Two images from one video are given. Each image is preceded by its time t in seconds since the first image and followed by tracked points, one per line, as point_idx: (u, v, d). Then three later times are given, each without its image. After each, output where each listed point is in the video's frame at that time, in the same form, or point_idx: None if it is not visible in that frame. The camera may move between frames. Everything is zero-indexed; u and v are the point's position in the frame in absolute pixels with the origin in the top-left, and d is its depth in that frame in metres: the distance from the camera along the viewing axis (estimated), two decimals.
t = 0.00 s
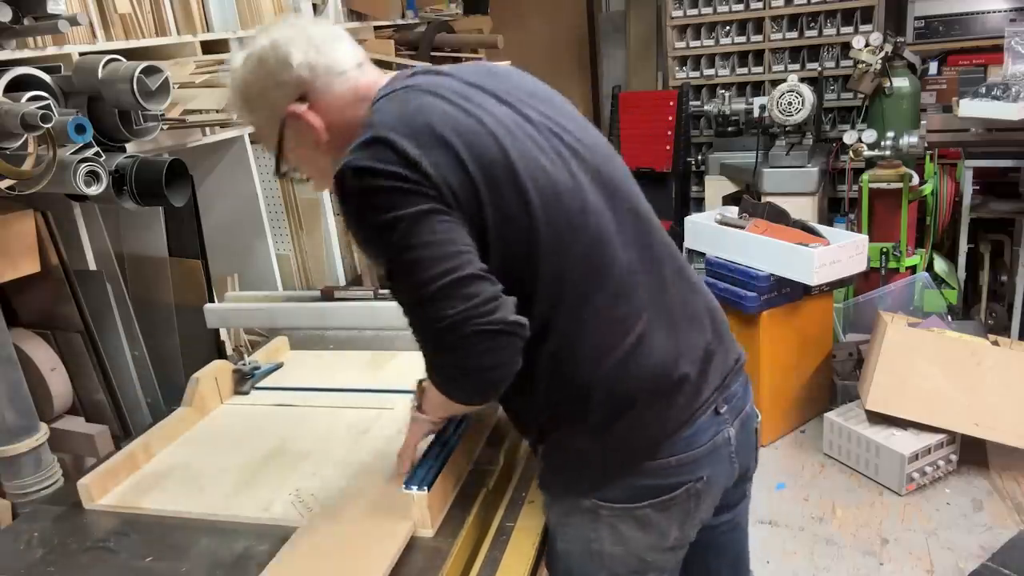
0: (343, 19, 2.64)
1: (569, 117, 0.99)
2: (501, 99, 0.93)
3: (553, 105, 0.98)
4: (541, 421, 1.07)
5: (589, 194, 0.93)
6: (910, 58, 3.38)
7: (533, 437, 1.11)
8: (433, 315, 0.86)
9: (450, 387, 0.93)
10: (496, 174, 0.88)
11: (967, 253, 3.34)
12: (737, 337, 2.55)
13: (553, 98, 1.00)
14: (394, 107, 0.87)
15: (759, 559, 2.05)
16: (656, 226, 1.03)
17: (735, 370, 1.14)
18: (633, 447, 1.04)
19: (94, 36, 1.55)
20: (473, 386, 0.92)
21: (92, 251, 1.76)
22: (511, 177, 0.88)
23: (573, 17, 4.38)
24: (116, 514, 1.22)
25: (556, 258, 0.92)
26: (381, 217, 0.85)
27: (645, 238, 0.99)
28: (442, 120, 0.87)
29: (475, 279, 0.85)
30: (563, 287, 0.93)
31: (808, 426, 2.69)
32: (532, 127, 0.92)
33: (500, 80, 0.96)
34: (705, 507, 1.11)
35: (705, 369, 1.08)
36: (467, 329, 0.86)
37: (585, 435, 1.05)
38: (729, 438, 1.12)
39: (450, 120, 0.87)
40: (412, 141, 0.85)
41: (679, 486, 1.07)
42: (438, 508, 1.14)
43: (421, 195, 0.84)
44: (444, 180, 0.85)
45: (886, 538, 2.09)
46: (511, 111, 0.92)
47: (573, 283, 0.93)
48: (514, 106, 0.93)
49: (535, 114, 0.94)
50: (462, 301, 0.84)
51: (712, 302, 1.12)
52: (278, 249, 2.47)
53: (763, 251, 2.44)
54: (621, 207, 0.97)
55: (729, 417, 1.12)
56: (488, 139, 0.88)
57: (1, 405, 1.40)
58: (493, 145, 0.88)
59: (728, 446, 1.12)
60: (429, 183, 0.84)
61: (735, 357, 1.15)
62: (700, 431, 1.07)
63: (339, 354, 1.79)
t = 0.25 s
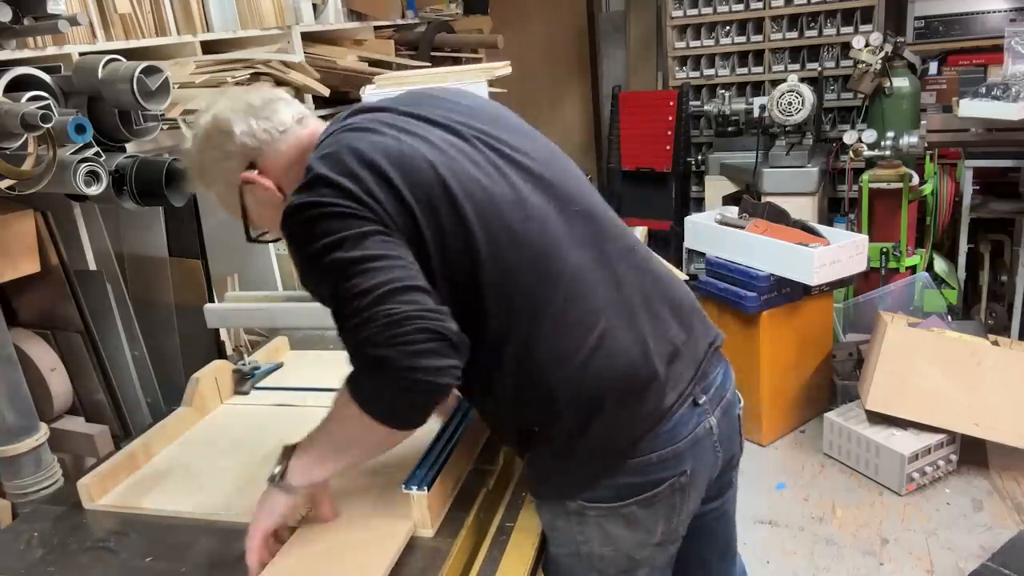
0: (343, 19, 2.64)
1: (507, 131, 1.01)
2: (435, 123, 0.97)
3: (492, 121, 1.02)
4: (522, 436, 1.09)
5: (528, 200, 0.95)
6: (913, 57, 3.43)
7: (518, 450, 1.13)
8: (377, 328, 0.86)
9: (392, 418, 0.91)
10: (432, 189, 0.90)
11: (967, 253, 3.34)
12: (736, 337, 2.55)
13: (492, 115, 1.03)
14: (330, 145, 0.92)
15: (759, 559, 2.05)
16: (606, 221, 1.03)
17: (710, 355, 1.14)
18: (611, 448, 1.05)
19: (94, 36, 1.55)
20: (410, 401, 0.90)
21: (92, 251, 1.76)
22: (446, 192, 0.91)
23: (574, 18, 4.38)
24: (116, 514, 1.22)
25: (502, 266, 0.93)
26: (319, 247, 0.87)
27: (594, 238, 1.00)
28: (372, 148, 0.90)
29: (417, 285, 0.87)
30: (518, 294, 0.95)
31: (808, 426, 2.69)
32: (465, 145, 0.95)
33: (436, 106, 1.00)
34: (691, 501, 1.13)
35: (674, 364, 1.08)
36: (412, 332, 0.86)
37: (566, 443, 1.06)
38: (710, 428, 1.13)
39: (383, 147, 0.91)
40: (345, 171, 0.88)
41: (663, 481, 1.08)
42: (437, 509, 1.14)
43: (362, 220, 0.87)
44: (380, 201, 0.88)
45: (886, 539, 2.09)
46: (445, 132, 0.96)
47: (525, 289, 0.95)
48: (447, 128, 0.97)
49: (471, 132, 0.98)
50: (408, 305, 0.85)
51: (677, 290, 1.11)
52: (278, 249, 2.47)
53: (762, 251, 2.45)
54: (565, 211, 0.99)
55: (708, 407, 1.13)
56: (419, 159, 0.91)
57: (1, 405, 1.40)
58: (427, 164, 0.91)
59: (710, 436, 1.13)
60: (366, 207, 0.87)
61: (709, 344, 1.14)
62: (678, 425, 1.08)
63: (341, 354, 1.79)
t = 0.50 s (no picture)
0: (343, 19, 2.64)
1: (486, 138, 1.04)
2: (414, 132, 1.00)
3: (471, 129, 1.04)
4: (514, 441, 1.09)
5: (502, 203, 0.97)
6: (912, 57, 3.43)
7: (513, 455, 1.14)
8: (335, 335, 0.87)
9: (354, 428, 0.92)
10: (406, 195, 0.93)
11: (967, 253, 3.34)
12: (736, 337, 2.55)
13: (472, 123, 1.06)
14: (310, 157, 0.96)
15: (758, 559, 2.05)
16: (584, 223, 1.04)
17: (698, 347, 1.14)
18: (601, 446, 1.05)
19: (94, 36, 1.55)
20: (361, 404, 0.90)
21: (92, 252, 1.76)
22: (420, 197, 0.93)
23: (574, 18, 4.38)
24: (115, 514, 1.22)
25: (478, 267, 0.95)
26: (292, 255, 0.90)
27: (571, 239, 1.02)
28: (349, 159, 0.94)
29: (378, 291, 0.88)
30: (497, 296, 0.96)
31: (808, 426, 2.69)
32: (441, 152, 0.98)
33: (417, 117, 1.03)
34: (687, 496, 1.13)
35: (661, 361, 1.07)
36: (369, 337, 0.86)
37: (557, 445, 1.06)
38: (702, 421, 1.13)
39: (361, 156, 0.94)
40: (321, 182, 0.92)
41: (658, 476, 1.08)
42: (438, 509, 1.14)
43: (336, 230, 0.90)
44: (354, 209, 0.91)
45: (886, 539, 2.09)
46: (421, 141, 0.99)
47: (502, 289, 0.96)
48: (425, 137, 1.00)
49: (448, 139, 1.00)
50: (364, 310, 0.86)
51: (664, 285, 1.11)
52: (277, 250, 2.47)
53: (761, 251, 2.45)
54: (541, 213, 1.00)
55: (700, 400, 1.12)
56: (395, 166, 0.94)
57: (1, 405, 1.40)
58: (401, 173, 0.94)
59: (703, 429, 1.13)
60: (339, 219, 0.90)
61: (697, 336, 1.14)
62: (670, 420, 1.08)
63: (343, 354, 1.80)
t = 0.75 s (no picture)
0: (343, 19, 2.64)
1: (483, 138, 1.04)
2: (411, 133, 1.00)
3: (469, 129, 1.04)
4: (511, 441, 1.09)
5: (499, 203, 0.98)
6: (910, 58, 3.41)
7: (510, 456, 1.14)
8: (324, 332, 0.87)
9: (346, 426, 0.92)
10: (402, 195, 0.93)
11: (967, 253, 3.34)
12: (736, 337, 2.55)
13: (470, 123, 1.06)
14: (306, 158, 0.96)
15: (759, 559, 2.05)
16: (581, 222, 1.04)
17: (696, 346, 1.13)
18: (598, 446, 1.05)
19: (94, 36, 1.55)
20: (351, 402, 0.90)
21: (92, 251, 1.76)
22: (416, 196, 0.94)
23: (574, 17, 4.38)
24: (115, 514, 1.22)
25: (474, 267, 0.95)
26: (286, 254, 0.91)
27: (567, 239, 1.02)
28: (345, 159, 0.94)
29: (369, 289, 0.88)
30: (493, 296, 0.96)
31: (808, 426, 2.69)
32: (438, 153, 0.99)
33: (414, 117, 1.04)
34: (687, 495, 1.13)
35: (658, 360, 1.07)
36: (358, 334, 0.86)
37: (555, 446, 1.06)
38: (701, 420, 1.12)
39: (357, 157, 0.95)
40: (316, 183, 0.93)
41: (658, 475, 1.08)
42: (438, 510, 1.14)
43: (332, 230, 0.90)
44: (348, 208, 0.92)
45: (886, 539, 2.09)
46: (419, 142, 0.99)
47: (498, 288, 0.96)
48: (422, 137, 1.00)
49: (445, 139, 1.01)
50: (353, 307, 0.86)
51: (661, 285, 1.11)
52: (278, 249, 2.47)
53: (761, 251, 2.45)
54: (537, 212, 1.00)
55: (698, 399, 1.12)
56: (391, 167, 0.94)
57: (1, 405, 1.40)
58: (398, 174, 0.94)
59: (702, 428, 1.13)
60: (334, 219, 0.91)
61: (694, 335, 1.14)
62: (669, 419, 1.08)
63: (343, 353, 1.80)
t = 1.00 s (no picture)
0: (343, 19, 2.64)
1: (496, 132, 1.04)
2: (424, 125, 1.00)
3: (483, 124, 1.04)
4: (512, 439, 1.09)
5: (509, 200, 0.97)
6: (913, 57, 3.43)
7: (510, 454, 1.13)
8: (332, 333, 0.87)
9: (348, 424, 0.92)
10: (415, 188, 0.93)
11: (967, 253, 3.34)
12: (736, 337, 2.55)
13: (483, 118, 1.06)
14: (318, 147, 0.96)
15: (759, 559, 2.05)
16: (591, 221, 1.04)
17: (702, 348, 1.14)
18: (600, 446, 1.05)
19: (94, 36, 1.55)
20: (355, 400, 0.90)
21: (92, 251, 1.76)
22: (429, 190, 0.93)
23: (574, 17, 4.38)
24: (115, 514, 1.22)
25: (485, 263, 0.95)
26: (295, 244, 0.90)
27: (578, 237, 1.02)
28: (358, 149, 0.94)
29: (376, 285, 0.87)
30: (502, 292, 0.96)
31: (808, 426, 2.69)
32: (451, 146, 0.98)
33: (427, 109, 1.03)
34: (689, 494, 1.14)
35: (664, 361, 1.07)
36: (366, 333, 0.86)
37: (559, 446, 1.06)
38: (704, 422, 1.12)
39: (370, 148, 0.94)
40: (328, 172, 0.92)
41: (660, 476, 1.09)
42: (438, 510, 1.14)
43: (343, 222, 0.90)
44: (360, 200, 0.91)
45: (886, 539, 2.09)
46: (432, 135, 0.99)
47: (508, 285, 0.96)
48: (435, 129, 1.00)
49: (458, 133, 1.00)
50: (359, 304, 0.86)
51: (667, 286, 1.11)
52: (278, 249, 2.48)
53: (761, 251, 2.44)
54: (549, 209, 1.00)
55: (702, 401, 1.12)
56: (404, 159, 0.94)
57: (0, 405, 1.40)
58: (411, 167, 0.94)
59: (704, 430, 1.13)
60: (345, 210, 0.90)
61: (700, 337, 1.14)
62: (672, 420, 1.08)
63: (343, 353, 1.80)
